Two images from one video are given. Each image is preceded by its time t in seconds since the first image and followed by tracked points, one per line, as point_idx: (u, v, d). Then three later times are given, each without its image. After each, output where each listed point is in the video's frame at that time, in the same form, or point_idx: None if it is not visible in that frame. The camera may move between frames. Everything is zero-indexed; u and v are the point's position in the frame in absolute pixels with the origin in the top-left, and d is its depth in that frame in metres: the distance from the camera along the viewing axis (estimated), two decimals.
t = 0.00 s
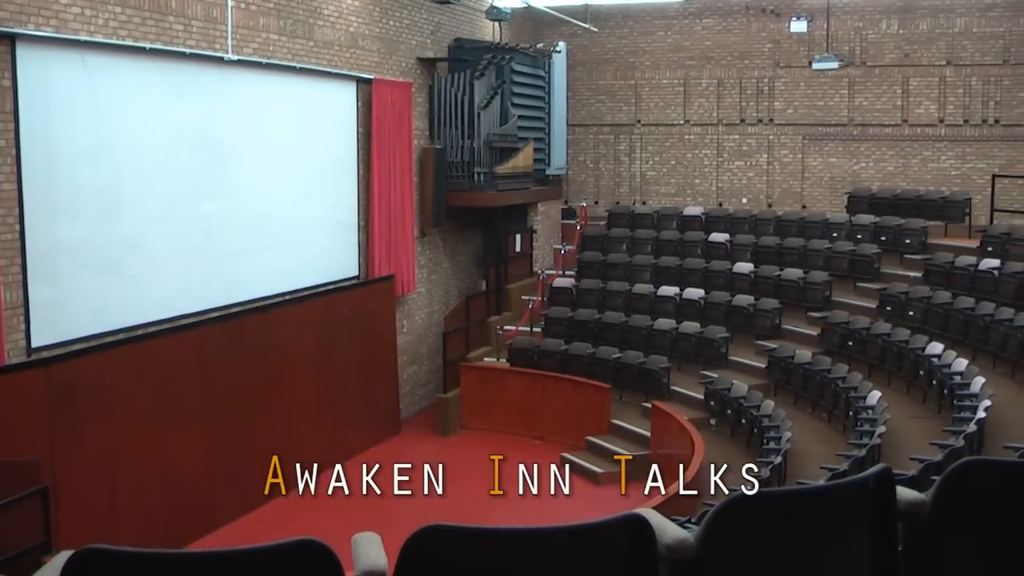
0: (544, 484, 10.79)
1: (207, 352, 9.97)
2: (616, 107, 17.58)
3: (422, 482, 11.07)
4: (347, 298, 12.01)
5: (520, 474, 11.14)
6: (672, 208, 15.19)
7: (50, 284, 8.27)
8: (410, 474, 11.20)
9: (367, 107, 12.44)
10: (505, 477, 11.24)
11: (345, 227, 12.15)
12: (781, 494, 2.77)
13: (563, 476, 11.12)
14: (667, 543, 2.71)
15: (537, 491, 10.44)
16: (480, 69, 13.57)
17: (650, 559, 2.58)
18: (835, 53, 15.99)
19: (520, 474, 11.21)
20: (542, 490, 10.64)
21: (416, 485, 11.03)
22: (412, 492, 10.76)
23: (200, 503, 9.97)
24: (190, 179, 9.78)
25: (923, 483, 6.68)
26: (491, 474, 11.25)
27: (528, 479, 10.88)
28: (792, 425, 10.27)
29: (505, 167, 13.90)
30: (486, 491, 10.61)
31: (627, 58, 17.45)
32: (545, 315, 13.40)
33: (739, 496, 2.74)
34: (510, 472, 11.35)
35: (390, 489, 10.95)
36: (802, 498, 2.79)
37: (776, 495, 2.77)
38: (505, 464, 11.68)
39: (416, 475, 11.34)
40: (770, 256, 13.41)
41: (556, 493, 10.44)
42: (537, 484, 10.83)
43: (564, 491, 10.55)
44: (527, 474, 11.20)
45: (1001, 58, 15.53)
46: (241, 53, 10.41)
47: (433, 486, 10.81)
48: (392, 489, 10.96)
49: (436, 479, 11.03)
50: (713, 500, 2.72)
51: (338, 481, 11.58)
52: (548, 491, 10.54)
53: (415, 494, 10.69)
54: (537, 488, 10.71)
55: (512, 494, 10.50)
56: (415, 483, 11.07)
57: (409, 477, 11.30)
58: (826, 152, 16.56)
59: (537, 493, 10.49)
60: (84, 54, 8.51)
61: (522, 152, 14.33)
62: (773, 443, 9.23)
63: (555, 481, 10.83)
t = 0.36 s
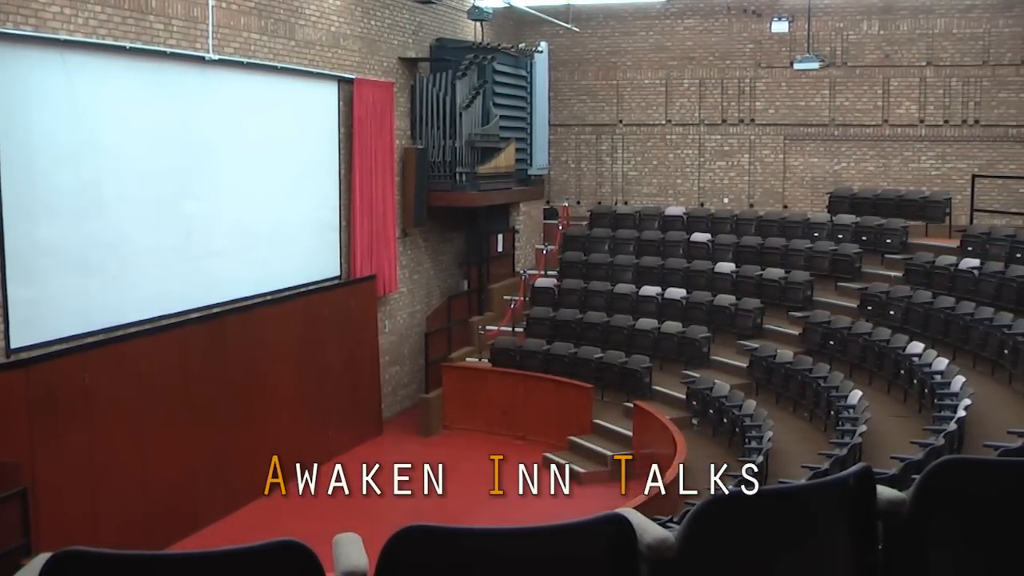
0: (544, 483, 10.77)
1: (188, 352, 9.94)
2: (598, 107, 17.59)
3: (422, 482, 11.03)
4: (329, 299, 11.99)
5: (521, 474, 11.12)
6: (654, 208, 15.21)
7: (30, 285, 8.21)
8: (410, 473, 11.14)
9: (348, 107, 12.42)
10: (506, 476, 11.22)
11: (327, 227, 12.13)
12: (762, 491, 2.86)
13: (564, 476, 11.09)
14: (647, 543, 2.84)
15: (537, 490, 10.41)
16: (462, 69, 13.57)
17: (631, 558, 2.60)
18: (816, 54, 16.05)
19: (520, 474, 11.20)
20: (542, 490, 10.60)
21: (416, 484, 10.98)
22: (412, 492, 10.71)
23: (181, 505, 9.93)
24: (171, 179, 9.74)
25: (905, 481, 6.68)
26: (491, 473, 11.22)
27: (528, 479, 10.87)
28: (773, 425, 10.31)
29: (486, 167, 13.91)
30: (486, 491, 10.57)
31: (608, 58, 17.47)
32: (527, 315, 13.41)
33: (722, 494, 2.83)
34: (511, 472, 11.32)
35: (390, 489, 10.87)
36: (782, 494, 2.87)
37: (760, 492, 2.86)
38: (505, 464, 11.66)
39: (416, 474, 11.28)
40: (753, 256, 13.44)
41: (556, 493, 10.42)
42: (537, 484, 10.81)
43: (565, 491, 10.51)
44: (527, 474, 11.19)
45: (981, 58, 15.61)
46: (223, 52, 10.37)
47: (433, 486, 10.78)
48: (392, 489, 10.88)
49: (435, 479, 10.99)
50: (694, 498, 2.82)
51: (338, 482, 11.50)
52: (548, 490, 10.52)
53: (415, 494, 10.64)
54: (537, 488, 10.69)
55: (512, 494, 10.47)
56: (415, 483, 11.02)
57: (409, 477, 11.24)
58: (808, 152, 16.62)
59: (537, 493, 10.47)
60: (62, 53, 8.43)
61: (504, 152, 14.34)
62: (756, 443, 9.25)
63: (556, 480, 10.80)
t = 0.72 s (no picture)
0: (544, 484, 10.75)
1: (166, 353, 9.88)
2: (579, 106, 17.60)
3: (422, 482, 10.98)
4: (308, 299, 11.96)
5: (521, 474, 11.10)
6: (634, 208, 15.23)
7: (9, 284, 8.13)
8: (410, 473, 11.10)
9: (328, 107, 12.38)
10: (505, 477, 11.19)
11: (307, 227, 12.09)
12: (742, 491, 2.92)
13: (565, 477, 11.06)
14: (626, 542, 2.83)
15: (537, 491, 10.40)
16: (442, 69, 13.56)
17: (611, 558, 2.68)
18: (796, 54, 16.11)
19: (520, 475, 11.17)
20: (542, 490, 10.57)
21: (416, 484, 10.93)
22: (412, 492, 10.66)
23: (161, 506, 9.88)
24: (150, 179, 9.69)
25: (883, 481, 6.69)
26: (491, 474, 11.20)
27: (528, 480, 10.84)
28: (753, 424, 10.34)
29: (467, 167, 13.93)
30: (486, 491, 10.54)
31: (589, 58, 17.48)
32: (507, 315, 13.41)
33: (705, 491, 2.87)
34: (511, 472, 11.28)
35: (390, 489, 10.81)
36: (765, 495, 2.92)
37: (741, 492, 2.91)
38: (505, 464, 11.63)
39: (416, 474, 11.23)
40: (733, 256, 13.49)
41: (556, 493, 10.39)
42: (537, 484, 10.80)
43: (565, 491, 10.47)
44: (527, 475, 11.16)
45: (959, 59, 15.70)
46: (202, 52, 10.33)
47: (433, 486, 10.74)
48: (392, 489, 10.83)
49: (435, 479, 10.96)
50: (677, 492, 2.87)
51: (338, 481, 11.42)
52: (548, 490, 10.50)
53: (414, 494, 10.59)
54: (537, 488, 10.68)
55: (512, 494, 10.46)
56: (415, 483, 10.96)
57: (409, 477, 11.20)
58: (787, 152, 16.69)
59: (537, 493, 10.47)
60: (40, 52, 8.36)
61: (484, 152, 14.36)
62: (735, 443, 9.26)
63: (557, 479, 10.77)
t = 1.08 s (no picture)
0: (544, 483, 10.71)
1: (144, 354, 9.83)
2: (558, 107, 17.62)
3: (422, 482, 10.91)
4: (287, 299, 11.93)
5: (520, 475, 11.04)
6: (614, 208, 15.27)
7: None
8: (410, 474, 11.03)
9: (307, 107, 12.35)
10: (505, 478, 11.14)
11: (286, 227, 12.04)
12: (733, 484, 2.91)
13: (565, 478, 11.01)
14: (604, 541, 2.81)
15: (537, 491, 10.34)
16: (421, 69, 13.55)
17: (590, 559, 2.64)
18: (774, 55, 16.17)
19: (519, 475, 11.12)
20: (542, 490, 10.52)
21: (416, 484, 10.87)
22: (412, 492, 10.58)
23: (139, 508, 9.83)
24: (128, 178, 9.64)
25: (861, 479, 6.68)
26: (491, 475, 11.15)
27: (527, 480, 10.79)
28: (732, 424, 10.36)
29: (447, 167, 13.95)
30: (486, 492, 10.52)
31: (568, 58, 17.49)
32: (487, 315, 13.41)
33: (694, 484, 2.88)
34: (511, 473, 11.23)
35: (390, 489, 10.76)
36: (752, 491, 2.91)
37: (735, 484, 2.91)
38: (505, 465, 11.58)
39: (416, 474, 11.16)
40: (712, 256, 13.54)
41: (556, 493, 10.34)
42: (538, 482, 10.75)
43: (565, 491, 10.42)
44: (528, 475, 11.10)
45: (936, 60, 15.80)
46: (180, 51, 10.30)
47: (432, 486, 10.67)
48: (391, 489, 10.77)
49: (435, 479, 10.91)
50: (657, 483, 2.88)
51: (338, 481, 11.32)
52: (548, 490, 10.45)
53: (415, 494, 10.51)
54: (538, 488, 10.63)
55: (511, 495, 10.43)
56: (415, 483, 10.90)
57: (409, 477, 11.12)
58: (766, 152, 16.75)
59: (537, 493, 10.42)
60: (17, 52, 8.30)
61: (464, 152, 14.38)
62: (715, 442, 9.27)
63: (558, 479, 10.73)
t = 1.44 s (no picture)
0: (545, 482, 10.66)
1: (123, 355, 9.78)
2: (538, 107, 17.63)
3: (422, 482, 10.87)
4: (266, 300, 11.90)
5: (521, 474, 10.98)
6: (593, 208, 15.30)
7: None
8: (410, 474, 11.00)
9: (286, 107, 12.32)
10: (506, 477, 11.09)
11: (264, 227, 12.01)
12: (733, 483, 2.93)
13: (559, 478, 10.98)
14: (583, 542, 2.85)
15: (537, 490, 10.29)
16: (401, 69, 13.58)
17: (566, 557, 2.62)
18: (754, 55, 16.23)
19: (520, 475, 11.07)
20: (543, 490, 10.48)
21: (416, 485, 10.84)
22: (412, 491, 10.55)
23: (118, 510, 9.79)
24: (106, 179, 9.56)
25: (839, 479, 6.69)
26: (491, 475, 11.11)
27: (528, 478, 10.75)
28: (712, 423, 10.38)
29: (426, 167, 13.98)
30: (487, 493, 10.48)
31: (548, 58, 17.50)
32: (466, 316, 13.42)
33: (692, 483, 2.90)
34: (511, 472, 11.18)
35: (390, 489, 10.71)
36: (752, 491, 2.94)
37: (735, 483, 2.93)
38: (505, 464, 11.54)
39: (416, 474, 11.14)
40: (691, 256, 13.58)
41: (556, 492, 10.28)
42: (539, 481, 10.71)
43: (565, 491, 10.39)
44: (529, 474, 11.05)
45: (914, 61, 15.88)
46: (158, 51, 10.24)
47: (433, 486, 10.64)
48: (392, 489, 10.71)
49: (435, 479, 10.88)
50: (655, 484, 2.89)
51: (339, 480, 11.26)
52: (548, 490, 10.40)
53: (415, 494, 10.47)
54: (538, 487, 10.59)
55: (511, 495, 10.39)
56: (415, 483, 10.85)
57: (409, 477, 11.08)
58: (745, 153, 16.81)
59: (537, 493, 10.36)
60: None
61: (443, 152, 14.42)
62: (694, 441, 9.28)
63: (557, 478, 10.72)
